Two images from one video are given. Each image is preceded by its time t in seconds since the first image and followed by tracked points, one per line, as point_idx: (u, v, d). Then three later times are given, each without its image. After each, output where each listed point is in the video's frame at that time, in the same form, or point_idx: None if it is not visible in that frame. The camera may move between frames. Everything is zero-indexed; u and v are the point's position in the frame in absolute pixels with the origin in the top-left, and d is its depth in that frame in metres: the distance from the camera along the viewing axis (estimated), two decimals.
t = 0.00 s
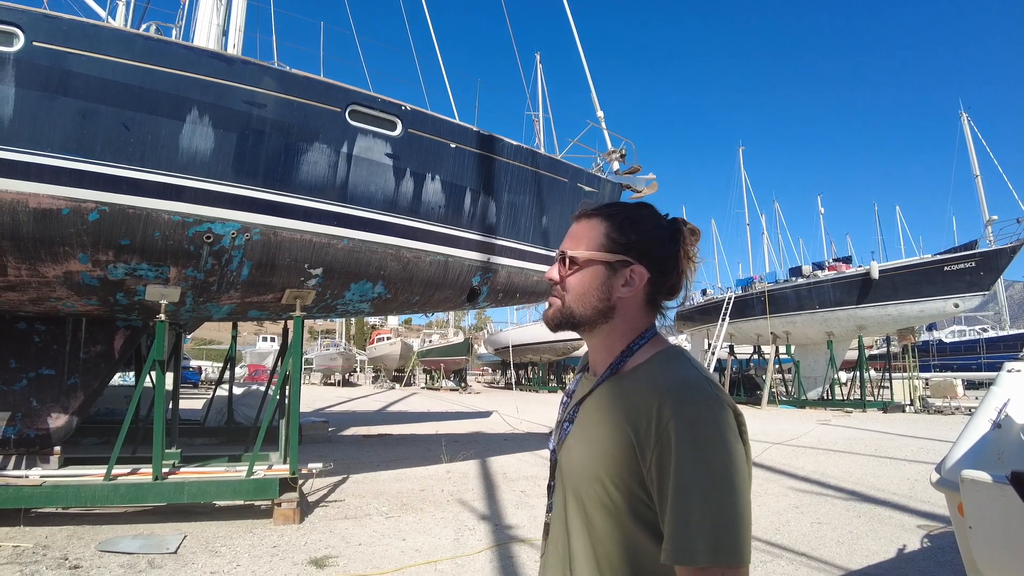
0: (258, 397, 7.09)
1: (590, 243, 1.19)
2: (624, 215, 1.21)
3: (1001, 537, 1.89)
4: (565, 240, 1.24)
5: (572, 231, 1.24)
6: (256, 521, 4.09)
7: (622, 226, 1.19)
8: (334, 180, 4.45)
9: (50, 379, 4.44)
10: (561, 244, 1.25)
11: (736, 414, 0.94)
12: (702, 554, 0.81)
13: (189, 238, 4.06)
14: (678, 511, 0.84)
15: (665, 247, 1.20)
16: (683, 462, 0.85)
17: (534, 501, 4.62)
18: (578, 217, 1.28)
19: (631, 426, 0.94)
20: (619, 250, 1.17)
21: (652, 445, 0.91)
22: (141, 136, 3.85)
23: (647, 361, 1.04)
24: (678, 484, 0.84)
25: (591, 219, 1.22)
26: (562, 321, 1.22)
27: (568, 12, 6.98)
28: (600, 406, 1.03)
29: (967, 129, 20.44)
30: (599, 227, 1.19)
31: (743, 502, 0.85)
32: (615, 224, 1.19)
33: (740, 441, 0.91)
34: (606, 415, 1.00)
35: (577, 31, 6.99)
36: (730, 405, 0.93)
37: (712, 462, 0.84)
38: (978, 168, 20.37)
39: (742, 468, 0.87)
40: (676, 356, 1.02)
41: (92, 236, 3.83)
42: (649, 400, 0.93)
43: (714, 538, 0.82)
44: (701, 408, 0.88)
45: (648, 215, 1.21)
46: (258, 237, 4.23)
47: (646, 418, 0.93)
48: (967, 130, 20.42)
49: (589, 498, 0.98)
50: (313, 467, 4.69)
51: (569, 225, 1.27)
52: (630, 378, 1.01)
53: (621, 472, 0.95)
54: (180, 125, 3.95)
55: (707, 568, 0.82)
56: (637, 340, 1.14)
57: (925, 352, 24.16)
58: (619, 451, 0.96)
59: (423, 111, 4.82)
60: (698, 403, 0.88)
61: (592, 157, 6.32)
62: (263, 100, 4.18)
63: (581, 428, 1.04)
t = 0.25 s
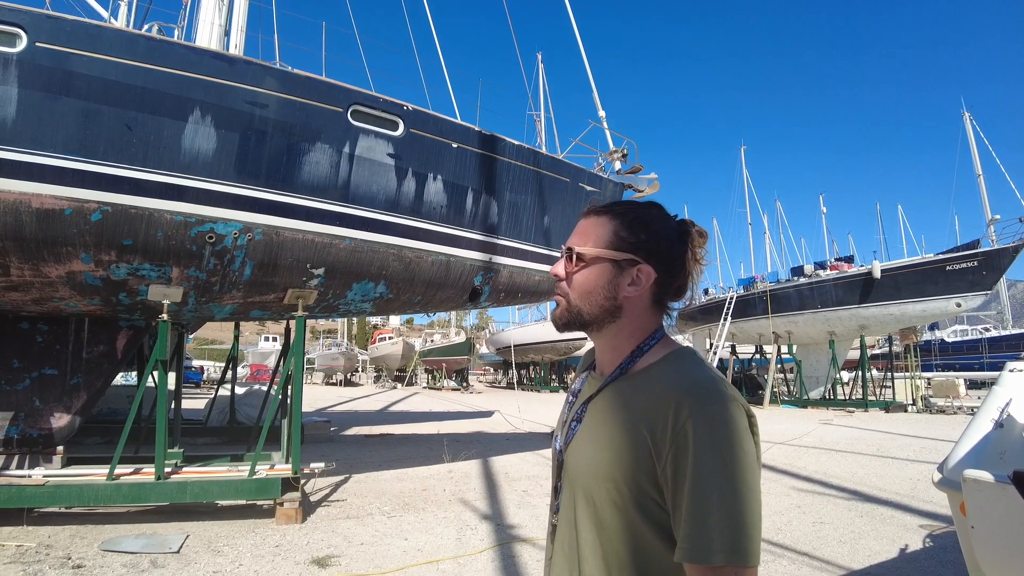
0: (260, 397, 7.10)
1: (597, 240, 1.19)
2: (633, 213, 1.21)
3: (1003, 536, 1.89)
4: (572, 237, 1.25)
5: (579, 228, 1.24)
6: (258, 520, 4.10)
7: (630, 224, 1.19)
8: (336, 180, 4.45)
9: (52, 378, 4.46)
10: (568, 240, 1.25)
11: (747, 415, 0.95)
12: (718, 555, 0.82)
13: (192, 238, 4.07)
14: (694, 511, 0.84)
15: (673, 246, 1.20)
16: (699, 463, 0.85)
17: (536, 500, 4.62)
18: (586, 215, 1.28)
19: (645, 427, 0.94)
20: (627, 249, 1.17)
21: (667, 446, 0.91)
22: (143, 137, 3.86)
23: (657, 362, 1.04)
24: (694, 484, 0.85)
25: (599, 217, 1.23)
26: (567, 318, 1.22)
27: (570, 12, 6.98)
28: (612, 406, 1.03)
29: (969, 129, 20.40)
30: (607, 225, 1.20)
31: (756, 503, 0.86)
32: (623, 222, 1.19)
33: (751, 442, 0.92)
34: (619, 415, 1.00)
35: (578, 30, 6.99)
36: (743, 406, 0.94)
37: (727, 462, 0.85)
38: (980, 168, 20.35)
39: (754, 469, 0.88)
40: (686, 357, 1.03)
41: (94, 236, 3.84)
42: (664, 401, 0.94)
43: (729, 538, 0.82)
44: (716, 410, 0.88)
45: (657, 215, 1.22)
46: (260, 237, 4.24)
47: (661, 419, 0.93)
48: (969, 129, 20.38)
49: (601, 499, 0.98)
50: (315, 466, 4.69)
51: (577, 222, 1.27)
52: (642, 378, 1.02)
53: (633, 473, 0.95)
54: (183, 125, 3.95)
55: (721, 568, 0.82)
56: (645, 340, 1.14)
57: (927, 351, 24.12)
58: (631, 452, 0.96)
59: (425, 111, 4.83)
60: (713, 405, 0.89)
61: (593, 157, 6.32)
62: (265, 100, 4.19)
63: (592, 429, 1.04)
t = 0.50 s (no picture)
0: (261, 397, 7.11)
1: (601, 239, 1.19)
2: (637, 213, 1.21)
3: (1004, 536, 1.88)
4: (576, 235, 1.24)
5: (583, 226, 1.24)
6: (259, 520, 4.10)
7: (634, 223, 1.19)
8: (337, 180, 4.45)
9: (54, 378, 4.46)
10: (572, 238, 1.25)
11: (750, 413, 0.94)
12: (723, 552, 0.82)
13: (193, 238, 4.08)
14: (699, 508, 0.84)
15: (677, 246, 1.20)
16: (704, 460, 0.85)
17: (537, 500, 4.61)
18: (591, 214, 1.28)
19: (649, 425, 0.94)
20: (631, 248, 1.17)
21: (672, 444, 0.90)
22: (144, 137, 3.86)
23: (659, 360, 1.04)
24: (699, 481, 0.84)
25: (603, 216, 1.23)
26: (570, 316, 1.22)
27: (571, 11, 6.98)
28: (614, 404, 1.03)
29: (972, 128, 20.36)
30: (611, 224, 1.19)
31: (760, 501, 0.85)
32: (627, 221, 1.19)
33: (755, 440, 0.92)
34: (621, 413, 1.00)
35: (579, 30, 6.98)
36: (746, 403, 0.93)
37: (732, 458, 0.85)
38: (982, 167, 20.30)
39: (758, 467, 0.88)
40: (689, 356, 1.02)
41: (96, 236, 3.84)
42: (667, 399, 0.93)
43: (734, 535, 0.82)
44: (720, 407, 0.88)
45: (661, 214, 1.21)
46: (261, 237, 4.24)
47: (665, 416, 0.93)
48: (972, 129, 20.34)
49: (604, 498, 0.98)
50: (317, 466, 4.69)
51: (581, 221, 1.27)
52: (645, 376, 1.01)
53: (638, 472, 0.95)
54: (184, 125, 3.95)
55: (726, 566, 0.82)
56: (648, 339, 1.13)
57: (929, 351, 24.07)
58: (635, 450, 0.95)
59: (426, 111, 4.83)
60: (718, 402, 0.89)
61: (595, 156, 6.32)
62: (266, 100, 4.19)
63: (594, 428, 1.03)
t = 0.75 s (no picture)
0: (263, 396, 7.11)
1: (603, 236, 1.19)
2: (640, 210, 1.20)
3: (1006, 534, 1.88)
4: (579, 232, 1.25)
5: (587, 223, 1.24)
6: (260, 519, 4.10)
7: (637, 221, 1.19)
8: (338, 179, 4.45)
9: (55, 378, 4.46)
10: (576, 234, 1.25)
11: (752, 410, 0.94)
12: (722, 549, 0.81)
13: (194, 237, 4.08)
14: (699, 505, 0.84)
15: (679, 244, 1.20)
16: (705, 456, 0.85)
17: (539, 499, 4.61)
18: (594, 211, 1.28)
19: (650, 421, 0.94)
20: (633, 245, 1.16)
21: (672, 440, 0.90)
22: (145, 136, 3.86)
23: (660, 357, 1.04)
24: (700, 477, 0.84)
25: (606, 213, 1.23)
26: (572, 312, 1.22)
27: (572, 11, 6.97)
28: (615, 401, 1.03)
29: (974, 127, 20.34)
30: (613, 221, 1.20)
31: (760, 497, 0.85)
32: (630, 218, 1.19)
33: (757, 436, 0.92)
34: (622, 410, 1.00)
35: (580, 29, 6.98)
36: (747, 399, 0.93)
37: (732, 454, 0.84)
38: (984, 165, 20.28)
39: (759, 464, 0.88)
40: (690, 352, 1.02)
41: (97, 236, 3.84)
42: (668, 395, 0.93)
43: (735, 531, 0.82)
44: (720, 404, 0.88)
45: (664, 212, 1.21)
46: (262, 236, 4.24)
47: (665, 413, 0.92)
48: (974, 127, 20.33)
49: (606, 494, 0.98)
50: (318, 464, 4.68)
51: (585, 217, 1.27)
52: (646, 372, 1.01)
53: (639, 469, 0.94)
54: (185, 124, 3.96)
55: (726, 563, 0.82)
56: (649, 336, 1.13)
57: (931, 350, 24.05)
58: (635, 447, 0.95)
59: (427, 110, 4.83)
60: (718, 398, 0.89)
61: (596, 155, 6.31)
62: (267, 99, 4.19)
63: (596, 426, 1.03)
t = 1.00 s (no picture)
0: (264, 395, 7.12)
1: (603, 238, 1.19)
2: (640, 212, 1.20)
3: (1006, 534, 1.88)
4: (580, 234, 1.25)
5: (587, 225, 1.24)
6: (261, 518, 4.11)
7: (636, 223, 1.19)
8: (338, 179, 4.45)
9: (57, 378, 4.47)
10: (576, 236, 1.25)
11: (751, 410, 0.94)
12: (722, 548, 0.82)
13: (195, 237, 4.08)
14: (698, 505, 0.84)
15: (679, 245, 1.20)
16: (704, 457, 0.85)
17: (539, 498, 4.62)
18: (595, 212, 1.28)
19: (649, 422, 0.94)
20: (633, 247, 1.16)
21: (672, 441, 0.90)
22: (146, 136, 3.86)
23: (660, 358, 1.04)
24: (699, 478, 0.85)
25: (607, 215, 1.23)
26: (573, 313, 1.22)
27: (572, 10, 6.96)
28: (615, 401, 1.03)
29: (975, 126, 20.33)
30: (613, 223, 1.20)
31: (760, 497, 0.85)
32: (629, 220, 1.19)
33: (756, 436, 0.92)
34: (622, 412, 0.99)
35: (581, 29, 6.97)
36: (746, 399, 0.93)
37: (732, 454, 0.85)
38: (985, 164, 20.28)
39: (758, 464, 0.88)
40: (689, 352, 1.02)
41: (98, 235, 3.85)
42: (668, 397, 0.93)
43: (734, 531, 0.82)
44: (720, 404, 0.88)
45: (664, 213, 1.21)
46: (263, 236, 4.24)
47: (665, 413, 0.93)
48: (975, 126, 20.32)
49: (607, 495, 0.98)
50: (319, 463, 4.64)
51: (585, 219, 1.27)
52: (646, 373, 1.01)
53: (640, 469, 0.94)
54: (185, 124, 3.96)
55: (726, 562, 0.82)
56: (650, 337, 1.13)
57: (932, 349, 24.05)
58: (636, 448, 0.95)
59: (427, 109, 4.82)
60: (717, 399, 0.89)
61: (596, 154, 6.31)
62: (267, 99, 4.19)
63: (596, 428, 1.03)
